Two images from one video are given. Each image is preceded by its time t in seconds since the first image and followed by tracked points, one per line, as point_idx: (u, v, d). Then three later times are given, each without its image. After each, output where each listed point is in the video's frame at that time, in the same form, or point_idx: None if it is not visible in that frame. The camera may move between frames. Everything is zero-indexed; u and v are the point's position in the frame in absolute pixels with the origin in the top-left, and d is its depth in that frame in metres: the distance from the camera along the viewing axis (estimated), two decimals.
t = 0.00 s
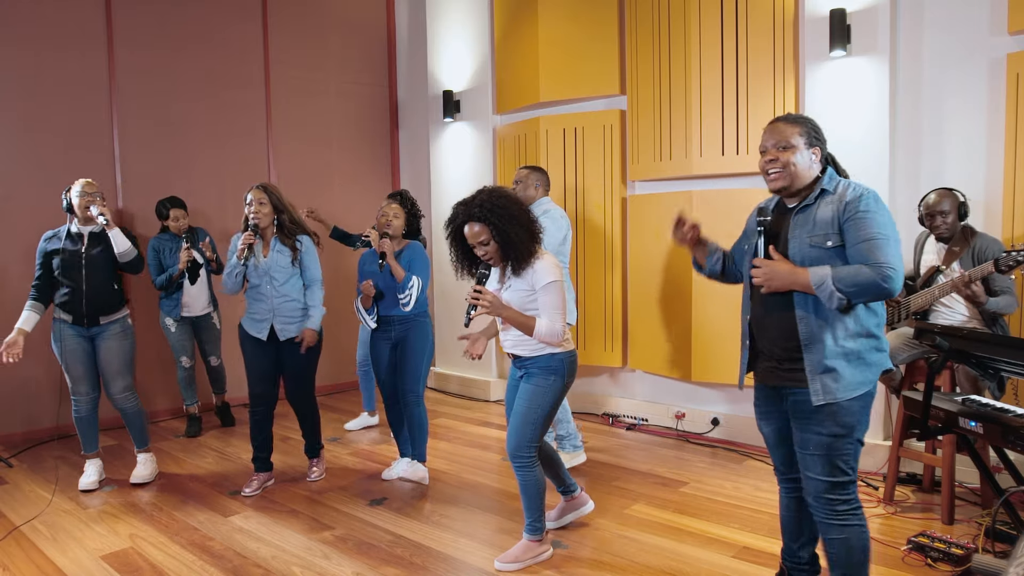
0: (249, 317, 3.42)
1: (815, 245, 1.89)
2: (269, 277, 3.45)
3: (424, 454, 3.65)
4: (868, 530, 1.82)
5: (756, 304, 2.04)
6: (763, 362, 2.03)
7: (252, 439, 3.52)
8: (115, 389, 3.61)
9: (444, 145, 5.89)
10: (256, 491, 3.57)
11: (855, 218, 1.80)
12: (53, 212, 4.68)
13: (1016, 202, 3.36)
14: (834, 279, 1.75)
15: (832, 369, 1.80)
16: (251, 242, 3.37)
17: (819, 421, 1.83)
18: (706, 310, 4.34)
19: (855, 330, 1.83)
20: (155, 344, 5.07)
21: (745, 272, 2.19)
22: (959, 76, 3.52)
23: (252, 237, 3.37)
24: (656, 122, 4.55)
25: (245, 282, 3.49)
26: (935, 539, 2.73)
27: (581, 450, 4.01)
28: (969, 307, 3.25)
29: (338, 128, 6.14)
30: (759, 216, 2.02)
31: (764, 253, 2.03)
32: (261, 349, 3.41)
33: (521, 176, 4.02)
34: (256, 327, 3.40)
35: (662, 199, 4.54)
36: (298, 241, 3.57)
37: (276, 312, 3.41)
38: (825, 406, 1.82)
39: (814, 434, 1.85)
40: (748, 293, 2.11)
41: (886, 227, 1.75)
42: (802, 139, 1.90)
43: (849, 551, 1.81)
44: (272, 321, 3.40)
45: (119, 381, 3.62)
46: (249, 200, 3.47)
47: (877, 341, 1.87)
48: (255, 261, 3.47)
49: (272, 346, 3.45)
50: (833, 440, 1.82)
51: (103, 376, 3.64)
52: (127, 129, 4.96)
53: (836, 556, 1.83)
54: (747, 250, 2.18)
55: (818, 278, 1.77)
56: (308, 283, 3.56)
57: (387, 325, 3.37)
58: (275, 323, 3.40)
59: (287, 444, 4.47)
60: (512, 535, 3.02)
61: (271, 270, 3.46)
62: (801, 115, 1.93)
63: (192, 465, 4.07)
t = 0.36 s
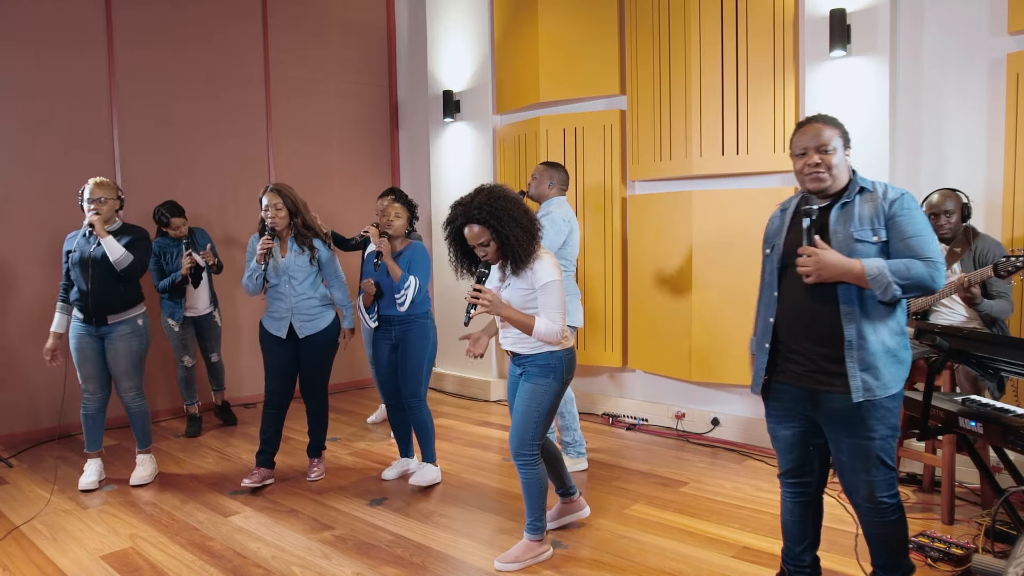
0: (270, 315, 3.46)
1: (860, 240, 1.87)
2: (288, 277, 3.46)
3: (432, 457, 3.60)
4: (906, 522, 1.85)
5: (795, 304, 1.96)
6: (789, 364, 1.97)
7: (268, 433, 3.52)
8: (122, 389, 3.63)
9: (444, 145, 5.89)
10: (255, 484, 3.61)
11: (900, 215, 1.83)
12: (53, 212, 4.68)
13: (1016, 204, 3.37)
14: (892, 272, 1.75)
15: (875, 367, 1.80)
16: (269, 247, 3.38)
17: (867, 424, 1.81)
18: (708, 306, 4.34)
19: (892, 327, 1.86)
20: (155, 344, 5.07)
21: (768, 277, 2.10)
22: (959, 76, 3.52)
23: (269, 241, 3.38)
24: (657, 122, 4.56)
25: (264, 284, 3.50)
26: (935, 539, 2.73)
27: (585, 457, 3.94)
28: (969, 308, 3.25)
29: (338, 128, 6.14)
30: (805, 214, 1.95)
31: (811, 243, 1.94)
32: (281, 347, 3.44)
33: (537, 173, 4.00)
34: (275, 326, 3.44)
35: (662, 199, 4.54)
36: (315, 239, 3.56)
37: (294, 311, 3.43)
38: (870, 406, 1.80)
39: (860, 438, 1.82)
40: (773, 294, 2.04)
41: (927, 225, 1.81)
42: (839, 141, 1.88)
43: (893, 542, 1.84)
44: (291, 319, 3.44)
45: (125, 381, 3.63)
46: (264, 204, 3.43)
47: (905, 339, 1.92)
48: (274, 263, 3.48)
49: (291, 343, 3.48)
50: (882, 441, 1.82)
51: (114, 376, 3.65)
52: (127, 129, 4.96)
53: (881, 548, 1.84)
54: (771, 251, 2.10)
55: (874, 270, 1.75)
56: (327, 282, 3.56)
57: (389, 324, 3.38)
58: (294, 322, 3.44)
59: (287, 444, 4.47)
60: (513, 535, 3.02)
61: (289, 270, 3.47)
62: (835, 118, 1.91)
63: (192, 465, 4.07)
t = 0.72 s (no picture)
0: (269, 316, 3.45)
1: (917, 245, 1.85)
2: (288, 279, 3.46)
3: (434, 460, 3.59)
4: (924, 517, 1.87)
5: (853, 304, 1.91)
6: (835, 366, 1.95)
7: (263, 432, 3.52)
8: (130, 389, 3.63)
9: (445, 144, 5.89)
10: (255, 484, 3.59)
11: (956, 220, 1.83)
12: (53, 212, 4.68)
13: (1016, 205, 3.37)
14: (956, 280, 1.74)
15: (925, 374, 1.80)
16: (270, 255, 3.34)
17: (904, 426, 1.82)
18: (708, 308, 4.34)
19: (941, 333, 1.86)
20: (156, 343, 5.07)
21: (813, 274, 2.07)
22: (959, 76, 3.52)
23: (271, 247, 3.35)
24: (657, 122, 4.56)
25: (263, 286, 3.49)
26: (935, 540, 2.72)
27: (585, 459, 3.91)
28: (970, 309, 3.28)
29: (338, 128, 6.14)
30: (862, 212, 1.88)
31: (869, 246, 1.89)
32: (279, 345, 3.44)
33: (544, 173, 3.88)
34: (275, 326, 3.44)
35: (662, 199, 4.54)
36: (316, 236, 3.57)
37: (292, 310, 3.42)
38: (916, 412, 1.81)
39: (893, 438, 1.83)
40: (821, 294, 2.01)
41: (982, 232, 1.82)
42: (892, 138, 1.87)
43: (913, 538, 1.85)
44: (290, 319, 3.43)
45: (132, 382, 3.63)
46: (264, 209, 3.41)
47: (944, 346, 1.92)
48: (275, 266, 3.47)
49: (290, 343, 3.48)
50: (914, 442, 1.82)
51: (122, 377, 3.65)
52: (127, 129, 4.96)
53: (898, 544, 1.85)
54: (816, 249, 2.07)
55: (938, 276, 1.72)
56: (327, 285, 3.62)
57: (394, 326, 3.37)
58: (291, 322, 3.42)
59: (288, 444, 4.47)
60: (513, 535, 3.02)
61: (289, 271, 3.47)
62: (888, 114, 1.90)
63: (192, 465, 4.06)
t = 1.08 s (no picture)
0: (247, 319, 3.44)
1: (930, 249, 1.85)
2: (266, 279, 3.45)
3: (434, 462, 3.59)
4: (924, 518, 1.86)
5: (862, 302, 1.91)
6: (837, 363, 1.95)
7: (255, 438, 3.53)
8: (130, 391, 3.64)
9: (445, 144, 5.89)
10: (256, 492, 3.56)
11: (971, 228, 1.84)
12: (53, 212, 4.68)
13: (1016, 205, 3.37)
14: (967, 287, 1.75)
15: (929, 377, 1.81)
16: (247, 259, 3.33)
17: (905, 426, 1.83)
18: (707, 311, 4.35)
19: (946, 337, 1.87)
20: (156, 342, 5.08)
21: (821, 265, 2.07)
22: (959, 76, 3.52)
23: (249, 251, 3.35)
24: (656, 122, 4.56)
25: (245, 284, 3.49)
26: (935, 540, 2.72)
27: (585, 459, 3.91)
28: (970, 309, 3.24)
29: (338, 128, 6.14)
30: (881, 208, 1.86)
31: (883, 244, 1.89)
32: (259, 350, 3.42)
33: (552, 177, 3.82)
34: (253, 329, 3.42)
35: (662, 199, 4.53)
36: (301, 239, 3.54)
37: (272, 314, 3.42)
38: (918, 413, 1.82)
39: (893, 437, 1.84)
40: (829, 288, 2.01)
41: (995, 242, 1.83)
42: (917, 136, 1.85)
43: (912, 537, 1.85)
44: (269, 322, 3.42)
45: (132, 383, 3.62)
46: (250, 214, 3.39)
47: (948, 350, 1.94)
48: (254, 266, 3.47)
49: (270, 346, 3.45)
50: (915, 442, 1.83)
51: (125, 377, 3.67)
52: (127, 129, 4.96)
53: (899, 543, 1.85)
54: (828, 240, 2.07)
55: (948, 280, 1.72)
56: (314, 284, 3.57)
57: (395, 326, 3.38)
58: (271, 325, 3.42)
59: (288, 444, 4.47)
60: (513, 536, 3.02)
61: (269, 272, 3.46)
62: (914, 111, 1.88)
63: (192, 465, 4.07)
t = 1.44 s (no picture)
0: (236, 320, 3.43)
1: (883, 250, 1.85)
2: (260, 280, 3.46)
3: (435, 462, 3.60)
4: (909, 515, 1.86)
5: (820, 309, 1.91)
6: (801, 369, 1.95)
7: (250, 439, 3.52)
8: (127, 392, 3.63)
9: (445, 144, 5.88)
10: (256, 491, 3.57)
11: (921, 227, 1.85)
12: (54, 212, 4.68)
13: (1016, 205, 3.37)
14: (923, 288, 1.76)
15: (896, 376, 1.81)
16: (242, 261, 3.28)
17: (875, 425, 1.83)
18: (706, 310, 4.35)
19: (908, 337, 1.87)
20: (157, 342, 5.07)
21: (781, 274, 2.06)
22: (959, 76, 3.52)
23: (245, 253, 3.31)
24: (657, 122, 4.56)
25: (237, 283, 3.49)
26: (935, 540, 2.73)
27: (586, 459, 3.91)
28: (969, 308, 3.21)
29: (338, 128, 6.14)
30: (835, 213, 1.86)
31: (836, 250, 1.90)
32: (249, 351, 3.41)
33: (575, 176, 3.91)
34: (242, 331, 3.41)
35: (662, 199, 4.53)
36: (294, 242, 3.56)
37: (262, 314, 3.42)
38: (888, 413, 1.82)
39: (864, 437, 1.83)
40: (788, 295, 2.01)
41: (946, 239, 1.85)
42: (862, 140, 1.86)
43: (902, 536, 1.84)
44: (259, 324, 3.41)
45: (129, 384, 3.62)
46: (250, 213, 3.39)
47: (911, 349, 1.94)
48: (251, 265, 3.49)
49: (259, 348, 3.45)
50: (886, 441, 1.83)
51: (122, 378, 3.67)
52: (127, 129, 4.96)
53: (892, 541, 1.83)
54: (784, 249, 2.06)
55: (904, 283, 1.74)
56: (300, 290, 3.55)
57: (399, 326, 3.35)
58: (261, 326, 3.41)
59: (288, 444, 4.47)
60: (513, 536, 3.02)
61: (262, 274, 3.48)
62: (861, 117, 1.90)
63: (192, 465, 4.07)
